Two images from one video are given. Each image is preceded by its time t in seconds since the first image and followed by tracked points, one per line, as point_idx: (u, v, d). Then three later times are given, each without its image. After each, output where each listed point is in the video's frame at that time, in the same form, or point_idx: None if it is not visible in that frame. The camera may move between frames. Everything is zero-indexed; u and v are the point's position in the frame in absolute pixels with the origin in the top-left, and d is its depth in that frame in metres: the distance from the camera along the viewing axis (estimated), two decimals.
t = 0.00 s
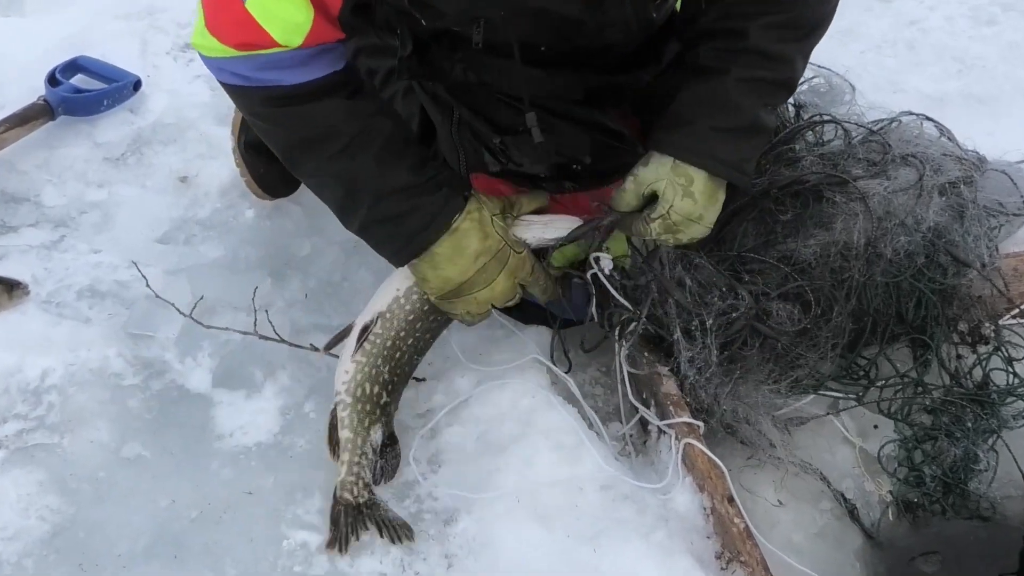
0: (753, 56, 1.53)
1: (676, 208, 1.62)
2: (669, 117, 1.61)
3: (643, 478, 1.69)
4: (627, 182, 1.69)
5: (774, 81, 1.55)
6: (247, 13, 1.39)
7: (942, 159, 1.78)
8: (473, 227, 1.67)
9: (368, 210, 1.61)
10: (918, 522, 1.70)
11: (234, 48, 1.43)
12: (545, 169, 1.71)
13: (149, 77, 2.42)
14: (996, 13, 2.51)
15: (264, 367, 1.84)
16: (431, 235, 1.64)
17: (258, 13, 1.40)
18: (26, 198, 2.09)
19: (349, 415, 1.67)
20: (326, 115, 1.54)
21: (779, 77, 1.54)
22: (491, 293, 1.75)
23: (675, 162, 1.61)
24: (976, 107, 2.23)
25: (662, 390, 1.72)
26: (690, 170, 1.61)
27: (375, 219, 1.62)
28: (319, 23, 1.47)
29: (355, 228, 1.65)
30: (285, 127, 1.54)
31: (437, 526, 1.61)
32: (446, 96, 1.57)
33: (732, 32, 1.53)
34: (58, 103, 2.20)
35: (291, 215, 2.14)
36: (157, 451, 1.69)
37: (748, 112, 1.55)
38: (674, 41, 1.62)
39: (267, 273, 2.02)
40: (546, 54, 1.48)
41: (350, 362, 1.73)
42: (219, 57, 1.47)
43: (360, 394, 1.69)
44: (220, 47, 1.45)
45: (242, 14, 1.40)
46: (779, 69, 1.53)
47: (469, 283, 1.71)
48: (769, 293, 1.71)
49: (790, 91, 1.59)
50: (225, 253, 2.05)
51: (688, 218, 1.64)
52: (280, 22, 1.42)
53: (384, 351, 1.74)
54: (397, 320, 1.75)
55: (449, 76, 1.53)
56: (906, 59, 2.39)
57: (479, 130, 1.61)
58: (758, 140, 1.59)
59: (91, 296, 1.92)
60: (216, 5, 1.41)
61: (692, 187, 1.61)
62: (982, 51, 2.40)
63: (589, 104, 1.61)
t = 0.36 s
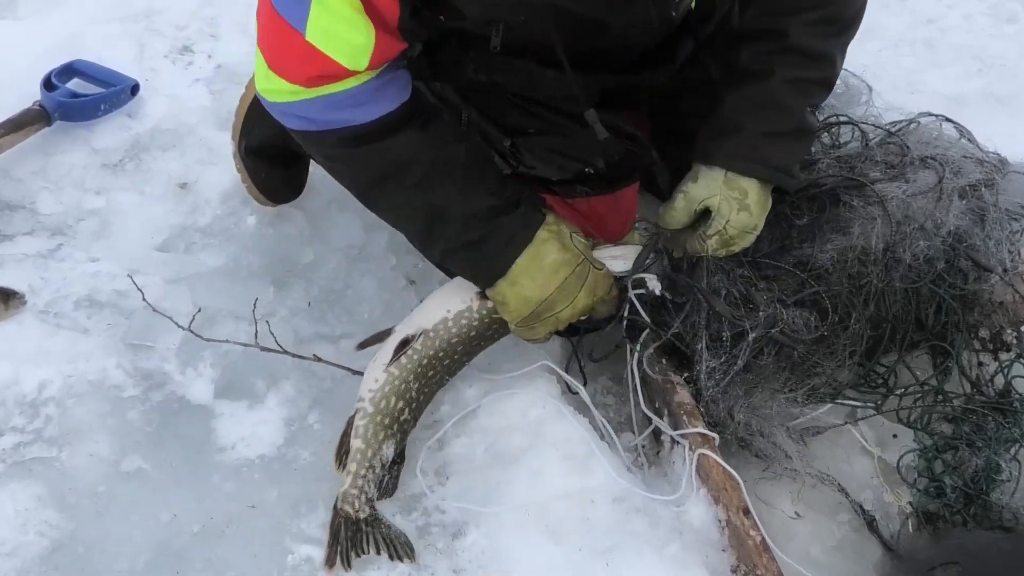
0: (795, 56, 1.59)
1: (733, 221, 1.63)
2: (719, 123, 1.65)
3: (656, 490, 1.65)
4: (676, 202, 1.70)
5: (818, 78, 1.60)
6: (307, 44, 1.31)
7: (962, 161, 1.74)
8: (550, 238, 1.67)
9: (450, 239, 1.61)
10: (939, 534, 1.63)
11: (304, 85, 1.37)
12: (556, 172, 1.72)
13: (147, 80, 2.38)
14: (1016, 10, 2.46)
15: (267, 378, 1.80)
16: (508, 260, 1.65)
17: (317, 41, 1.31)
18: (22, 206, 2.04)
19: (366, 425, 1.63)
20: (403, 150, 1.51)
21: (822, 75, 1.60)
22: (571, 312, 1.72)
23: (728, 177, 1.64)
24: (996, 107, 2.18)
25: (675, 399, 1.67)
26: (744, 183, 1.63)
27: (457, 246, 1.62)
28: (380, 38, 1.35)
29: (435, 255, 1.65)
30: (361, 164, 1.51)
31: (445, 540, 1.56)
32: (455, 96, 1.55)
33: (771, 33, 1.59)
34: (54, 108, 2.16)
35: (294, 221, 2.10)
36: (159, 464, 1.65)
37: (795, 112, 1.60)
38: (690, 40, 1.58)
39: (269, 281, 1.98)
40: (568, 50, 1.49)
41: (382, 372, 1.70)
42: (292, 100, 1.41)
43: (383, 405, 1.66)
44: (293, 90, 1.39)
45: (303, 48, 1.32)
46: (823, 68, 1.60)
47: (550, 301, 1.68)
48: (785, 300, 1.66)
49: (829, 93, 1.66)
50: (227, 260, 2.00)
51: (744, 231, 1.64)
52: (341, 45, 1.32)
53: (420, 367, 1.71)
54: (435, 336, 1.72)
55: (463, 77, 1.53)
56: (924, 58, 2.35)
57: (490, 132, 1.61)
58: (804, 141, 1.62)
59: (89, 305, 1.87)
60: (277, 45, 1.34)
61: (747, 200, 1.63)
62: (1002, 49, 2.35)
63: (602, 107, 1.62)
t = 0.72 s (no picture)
0: (807, 75, 1.53)
1: (737, 235, 1.58)
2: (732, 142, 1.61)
3: (659, 490, 1.65)
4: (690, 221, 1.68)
5: (831, 96, 1.54)
6: (340, 57, 1.32)
7: (965, 162, 1.74)
8: (577, 249, 1.69)
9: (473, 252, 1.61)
10: (943, 534, 1.63)
11: (333, 97, 1.38)
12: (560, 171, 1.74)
13: (150, 82, 2.38)
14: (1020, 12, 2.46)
15: (271, 380, 1.80)
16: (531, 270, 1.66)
17: (348, 51, 1.32)
18: (25, 207, 2.04)
19: (378, 424, 1.62)
20: (428, 163, 1.50)
21: (835, 93, 1.54)
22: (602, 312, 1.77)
23: (732, 192, 1.60)
24: (999, 109, 2.18)
25: (679, 400, 1.67)
26: (748, 197, 1.58)
27: (484, 258, 1.62)
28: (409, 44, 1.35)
29: (461, 267, 1.65)
30: (386, 180, 1.51)
31: (448, 541, 1.56)
32: (463, 96, 1.56)
33: (785, 52, 1.54)
34: (57, 111, 2.15)
35: (298, 223, 2.10)
36: (162, 466, 1.65)
37: (806, 130, 1.54)
38: (696, 39, 1.64)
39: (273, 283, 1.98)
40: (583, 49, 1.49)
41: (397, 373, 1.69)
42: (318, 111, 1.43)
43: (396, 406, 1.65)
44: (325, 102, 1.40)
45: (335, 59, 1.33)
46: (835, 86, 1.53)
47: (583, 309, 1.73)
48: (789, 302, 1.68)
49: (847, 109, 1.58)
50: (230, 262, 2.00)
51: (752, 245, 1.58)
52: (375, 55, 1.33)
53: (435, 371, 1.71)
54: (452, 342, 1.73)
55: (472, 76, 1.54)
56: (928, 60, 2.35)
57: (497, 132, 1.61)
58: (820, 159, 1.55)
59: (93, 307, 1.87)
60: (307, 56, 1.35)
61: (752, 214, 1.58)
62: (1005, 51, 2.36)
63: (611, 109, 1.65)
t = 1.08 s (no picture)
0: (808, 46, 1.55)
1: (729, 206, 1.64)
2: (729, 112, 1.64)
3: (662, 483, 1.65)
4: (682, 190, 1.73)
5: (833, 69, 1.56)
6: (316, 30, 1.33)
7: (968, 154, 1.74)
8: (553, 212, 1.70)
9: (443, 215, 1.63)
10: (944, 526, 1.61)
11: (303, 66, 1.38)
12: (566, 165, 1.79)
13: (152, 75, 2.37)
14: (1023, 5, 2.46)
15: (274, 372, 1.80)
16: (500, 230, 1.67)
17: (330, 32, 1.33)
18: (27, 201, 2.04)
19: (384, 403, 1.63)
20: (399, 126, 1.50)
21: (836, 66, 1.56)
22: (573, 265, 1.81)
23: (722, 161, 1.65)
24: (1003, 102, 2.18)
25: (681, 391, 1.67)
26: (739, 167, 1.63)
27: (456, 219, 1.64)
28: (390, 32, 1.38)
29: (434, 227, 1.66)
30: (357, 142, 1.51)
31: (451, 533, 1.57)
32: (468, 88, 1.61)
33: (785, 22, 1.56)
34: (59, 103, 2.16)
35: (300, 216, 2.10)
36: (165, 458, 1.65)
37: (807, 100, 1.57)
38: (704, 32, 1.71)
39: (275, 276, 1.98)
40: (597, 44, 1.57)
41: (389, 351, 1.68)
42: (284, 75, 1.42)
43: (396, 382, 1.66)
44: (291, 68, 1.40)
45: (311, 33, 1.33)
46: (836, 58, 1.55)
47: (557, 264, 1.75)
48: (791, 294, 1.66)
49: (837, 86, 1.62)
50: (232, 255, 2.00)
51: (744, 215, 1.64)
52: (354, 37, 1.35)
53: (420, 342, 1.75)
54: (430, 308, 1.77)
55: (482, 66, 1.62)
56: (931, 53, 2.34)
57: (503, 122, 1.68)
58: (820, 128, 1.59)
59: (95, 300, 1.87)
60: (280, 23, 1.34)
61: (742, 184, 1.63)
62: (1009, 44, 2.35)
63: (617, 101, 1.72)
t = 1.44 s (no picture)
0: (807, 17, 1.55)
1: (692, 163, 1.65)
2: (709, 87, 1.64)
3: (661, 481, 1.65)
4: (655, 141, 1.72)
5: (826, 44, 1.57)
6: (370, 56, 1.33)
7: (968, 153, 1.74)
8: (597, 224, 1.67)
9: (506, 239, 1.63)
10: (944, 525, 1.62)
11: (367, 97, 1.39)
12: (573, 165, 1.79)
13: (152, 76, 2.38)
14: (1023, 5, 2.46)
15: (274, 371, 1.80)
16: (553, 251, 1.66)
17: (388, 56, 1.34)
18: (28, 201, 2.05)
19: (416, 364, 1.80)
20: (457, 149, 1.53)
21: (830, 41, 1.57)
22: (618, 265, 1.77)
23: (697, 116, 1.65)
24: (1003, 101, 2.18)
25: (681, 390, 1.66)
26: (709, 124, 1.63)
27: (519, 248, 1.65)
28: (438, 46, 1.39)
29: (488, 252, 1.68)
30: (419, 170, 1.54)
31: (451, 532, 1.57)
32: (474, 89, 1.66)
33: None
34: (60, 103, 2.16)
35: (300, 215, 2.10)
36: (165, 458, 1.65)
37: (799, 71, 1.57)
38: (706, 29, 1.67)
39: (276, 275, 1.98)
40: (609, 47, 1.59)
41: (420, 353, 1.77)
42: (348, 112, 1.42)
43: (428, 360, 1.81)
44: (353, 103, 1.40)
45: (370, 60, 1.34)
46: (829, 31, 1.56)
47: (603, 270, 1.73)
48: (791, 294, 1.68)
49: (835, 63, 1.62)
50: (233, 255, 2.01)
51: (706, 172, 1.64)
52: (409, 56, 1.35)
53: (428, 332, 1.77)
54: (428, 280, 1.71)
55: (488, 68, 1.64)
56: (931, 52, 2.35)
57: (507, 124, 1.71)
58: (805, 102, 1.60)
59: (96, 299, 1.88)
60: (337, 58, 1.35)
61: (708, 144, 1.63)
62: (1009, 43, 2.35)
63: (619, 101, 1.73)
